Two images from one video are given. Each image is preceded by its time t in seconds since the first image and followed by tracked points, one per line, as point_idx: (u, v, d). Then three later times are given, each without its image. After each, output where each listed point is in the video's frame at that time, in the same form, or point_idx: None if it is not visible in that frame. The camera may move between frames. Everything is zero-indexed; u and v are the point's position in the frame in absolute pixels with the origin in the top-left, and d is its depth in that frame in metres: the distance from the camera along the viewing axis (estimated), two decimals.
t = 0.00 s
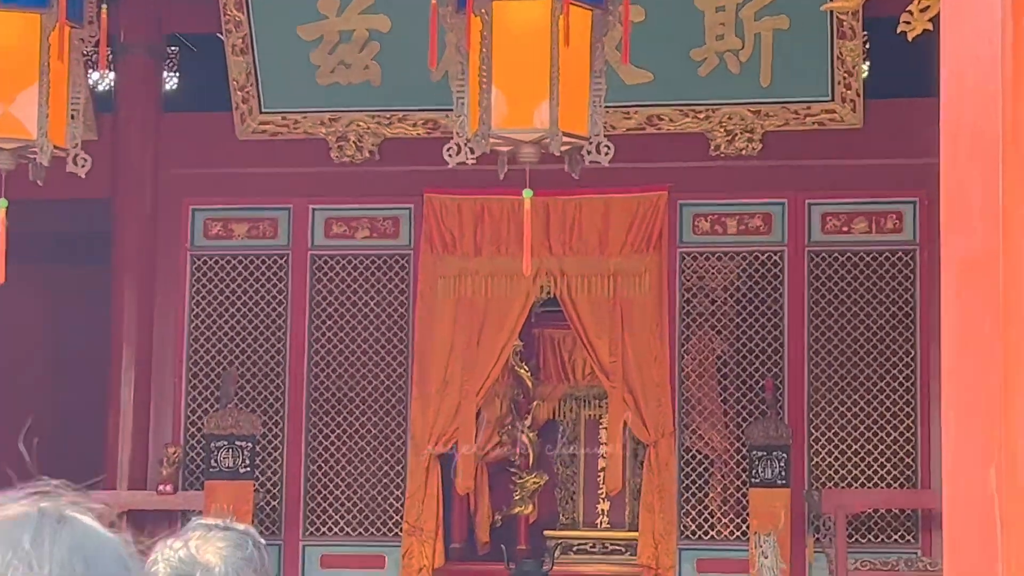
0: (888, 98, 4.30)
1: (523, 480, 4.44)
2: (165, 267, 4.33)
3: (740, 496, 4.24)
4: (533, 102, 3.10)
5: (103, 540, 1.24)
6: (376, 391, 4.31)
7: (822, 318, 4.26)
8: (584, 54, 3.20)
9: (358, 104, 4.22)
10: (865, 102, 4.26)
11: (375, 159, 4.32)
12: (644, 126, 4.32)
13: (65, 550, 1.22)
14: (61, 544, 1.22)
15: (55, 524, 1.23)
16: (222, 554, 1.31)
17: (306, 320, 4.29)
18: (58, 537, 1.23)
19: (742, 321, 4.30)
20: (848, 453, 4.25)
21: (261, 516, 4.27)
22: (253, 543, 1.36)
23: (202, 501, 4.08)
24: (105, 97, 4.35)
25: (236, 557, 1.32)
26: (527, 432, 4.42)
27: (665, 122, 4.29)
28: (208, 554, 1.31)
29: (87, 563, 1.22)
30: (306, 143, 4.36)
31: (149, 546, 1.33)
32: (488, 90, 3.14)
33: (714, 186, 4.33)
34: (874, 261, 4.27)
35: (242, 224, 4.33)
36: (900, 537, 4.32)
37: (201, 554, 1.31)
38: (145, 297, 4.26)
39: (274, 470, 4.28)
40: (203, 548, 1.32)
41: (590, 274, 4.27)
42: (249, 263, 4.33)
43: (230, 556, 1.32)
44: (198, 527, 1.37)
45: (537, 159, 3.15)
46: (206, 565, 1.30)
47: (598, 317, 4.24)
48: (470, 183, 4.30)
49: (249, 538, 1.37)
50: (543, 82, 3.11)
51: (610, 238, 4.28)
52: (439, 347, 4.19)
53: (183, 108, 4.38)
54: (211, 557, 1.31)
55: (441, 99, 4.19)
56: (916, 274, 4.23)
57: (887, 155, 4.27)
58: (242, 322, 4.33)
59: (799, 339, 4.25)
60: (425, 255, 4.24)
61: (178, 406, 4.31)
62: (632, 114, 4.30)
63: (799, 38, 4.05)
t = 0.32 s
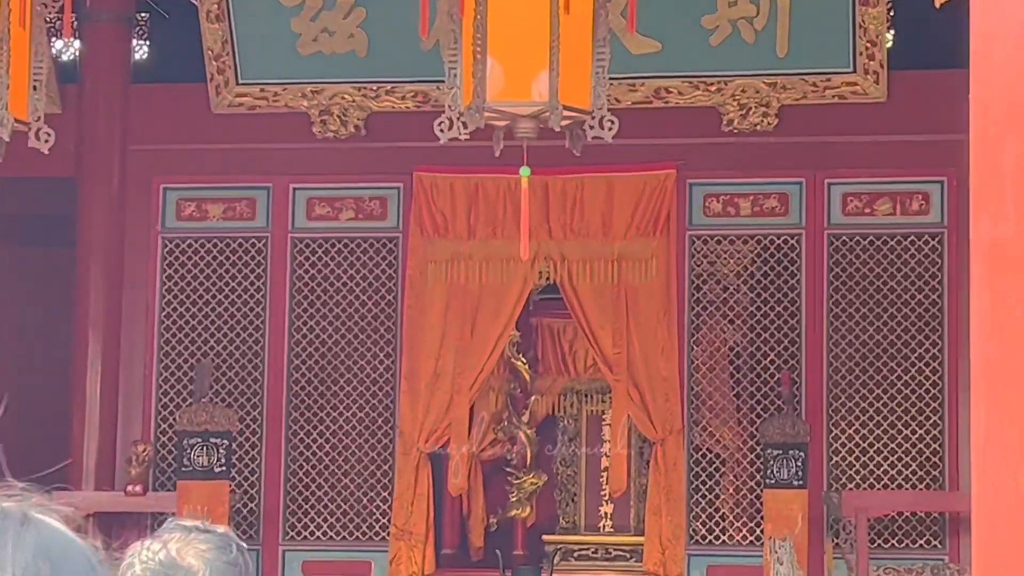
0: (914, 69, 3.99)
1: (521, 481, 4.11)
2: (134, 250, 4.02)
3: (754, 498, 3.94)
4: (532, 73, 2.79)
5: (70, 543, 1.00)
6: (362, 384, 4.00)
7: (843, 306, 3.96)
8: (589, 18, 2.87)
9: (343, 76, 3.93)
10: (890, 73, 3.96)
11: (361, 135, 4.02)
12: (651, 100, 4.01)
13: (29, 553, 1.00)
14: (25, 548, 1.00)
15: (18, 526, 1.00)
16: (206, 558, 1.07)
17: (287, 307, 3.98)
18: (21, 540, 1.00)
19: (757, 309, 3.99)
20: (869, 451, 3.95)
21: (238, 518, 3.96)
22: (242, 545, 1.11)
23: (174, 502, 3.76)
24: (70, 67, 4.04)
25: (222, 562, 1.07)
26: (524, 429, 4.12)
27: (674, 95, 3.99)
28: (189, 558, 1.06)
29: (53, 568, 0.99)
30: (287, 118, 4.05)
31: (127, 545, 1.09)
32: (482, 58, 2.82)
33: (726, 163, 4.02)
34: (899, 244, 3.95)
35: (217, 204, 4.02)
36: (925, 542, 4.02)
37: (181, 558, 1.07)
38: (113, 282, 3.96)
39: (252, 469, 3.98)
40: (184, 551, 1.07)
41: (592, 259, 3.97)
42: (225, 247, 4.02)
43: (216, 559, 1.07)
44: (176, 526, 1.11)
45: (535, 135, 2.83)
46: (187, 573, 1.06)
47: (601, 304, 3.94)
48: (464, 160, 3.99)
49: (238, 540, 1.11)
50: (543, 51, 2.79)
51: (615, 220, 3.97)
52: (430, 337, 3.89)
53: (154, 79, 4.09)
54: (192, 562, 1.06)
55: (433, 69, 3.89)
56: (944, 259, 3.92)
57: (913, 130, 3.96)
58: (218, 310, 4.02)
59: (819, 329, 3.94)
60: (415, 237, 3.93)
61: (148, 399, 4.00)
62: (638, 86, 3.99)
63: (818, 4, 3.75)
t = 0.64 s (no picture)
0: (888, 69, 4.21)
1: (512, 455, 4.34)
2: (149, 237, 4.27)
3: (733, 473, 4.17)
4: (524, 70, 3.03)
5: (86, 510, 0.91)
6: (363, 364, 4.24)
7: (816, 292, 4.20)
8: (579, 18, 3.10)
9: (347, 73, 4.17)
10: (862, 72, 4.19)
11: (363, 128, 4.25)
12: (637, 96, 4.25)
13: (44, 518, 0.89)
14: (40, 512, 0.89)
15: (32, 491, 0.91)
16: (215, 524, 1.18)
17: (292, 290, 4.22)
18: (36, 506, 0.90)
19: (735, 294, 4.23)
20: (841, 428, 4.19)
21: (245, 489, 4.20)
22: (247, 513, 1.23)
23: (187, 474, 4.01)
24: (87, 62, 4.25)
25: (230, 527, 1.19)
26: (515, 407, 4.36)
27: (658, 92, 4.24)
28: (199, 524, 1.18)
29: (68, 539, 0.88)
30: (294, 111, 4.28)
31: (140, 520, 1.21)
32: (477, 57, 3.07)
33: (708, 157, 4.26)
34: (869, 233, 4.19)
35: (227, 193, 4.26)
36: (893, 514, 4.27)
37: (191, 523, 1.18)
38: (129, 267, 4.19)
39: (259, 443, 4.22)
40: (194, 518, 1.19)
41: (580, 245, 4.22)
42: (233, 233, 4.25)
43: (224, 525, 1.19)
44: (187, 497, 1.23)
45: (528, 127, 3.11)
46: (196, 536, 1.18)
47: (589, 289, 4.21)
48: (460, 153, 4.23)
49: (244, 508, 1.23)
50: (534, 49, 3.04)
51: (602, 209, 4.23)
52: (428, 318, 4.14)
53: (167, 75, 4.29)
54: (202, 527, 1.18)
55: (432, 67, 4.12)
56: (912, 247, 4.16)
57: (884, 126, 4.20)
58: (227, 293, 4.26)
59: (793, 313, 4.18)
60: (414, 225, 4.18)
61: (161, 377, 4.24)
62: (625, 83, 4.23)
63: (794, 7, 3.98)
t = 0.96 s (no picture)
0: (829, 90, 4.95)
1: (505, 418, 5.13)
2: (197, 231, 5.01)
3: (692, 433, 4.90)
4: (517, 90, 3.76)
5: (131, 464, 0.99)
6: (378, 340, 4.95)
7: (765, 281, 4.92)
8: (560, 49, 3.88)
9: (367, 91, 4.87)
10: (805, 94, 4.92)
11: (380, 138, 4.97)
12: (614, 113, 4.98)
13: (95, 468, 0.96)
14: (87, 464, 0.96)
15: (81, 446, 0.97)
16: (248, 475, 1.47)
17: (319, 276, 4.96)
18: (84, 458, 0.97)
19: (697, 283, 4.95)
20: (786, 397, 4.91)
21: (278, 445, 4.93)
22: (274, 467, 1.52)
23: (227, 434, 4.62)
24: (145, 82, 4.98)
25: (259, 478, 1.47)
26: (507, 377, 5.11)
27: (632, 109, 4.96)
28: (234, 476, 1.47)
29: (117, 489, 0.95)
30: (321, 124, 5.01)
31: (185, 475, 1.51)
32: (478, 81, 3.78)
33: (674, 165, 5.00)
34: (810, 231, 4.92)
35: (263, 193, 4.99)
36: (829, 470, 5.00)
37: (228, 475, 1.48)
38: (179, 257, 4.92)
39: (290, 406, 4.94)
40: (230, 470, 1.48)
41: (564, 239, 4.95)
42: (268, 228, 4.98)
43: (255, 477, 1.47)
44: (224, 453, 1.52)
45: (520, 138, 3.82)
46: (232, 486, 1.47)
47: (571, 276, 4.92)
48: (462, 160, 4.95)
49: (271, 462, 1.53)
50: (526, 74, 3.77)
51: (583, 209, 4.95)
52: (434, 301, 4.86)
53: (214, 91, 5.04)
54: (236, 479, 1.47)
55: (439, 87, 4.83)
56: (847, 243, 4.89)
57: (824, 140, 4.93)
58: (262, 279, 4.97)
59: (745, 298, 4.92)
60: (423, 222, 4.90)
61: (207, 349, 4.99)
62: (603, 101, 4.96)
63: (746, 40, 4.69)
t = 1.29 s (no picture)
0: (797, 101, 5.35)
1: (497, 402, 5.54)
2: (213, 227, 5.41)
3: (670, 417, 5.30)
4: (510, 99, 4.16)
5: (158, 441, 0.98)
6: (380, 328, 5.36)
7: (738, 275, 5.32)
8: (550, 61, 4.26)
9: (371, 98, 5.26)
10: (776, 103, 5.32)
11: (382, 142, 5.38)
12: (599, 120, 5.38)
13: (124, 443, 0.96)
14: (117, 439, 0.96)
15: (111, 422, 0.97)
16: (265, 452, 1.60)
17: (325, 269, 5.36)
18: (113, 435, 0.96)
19: (675, 277, 5.35)
20: (757, 384, 5.31)
21: (287, 425, 5.33)
22: (288, 446, 1.65)
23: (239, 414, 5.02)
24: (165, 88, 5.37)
25: (275, 455, 1.60)
26: (499, 363, 5.51)
27: (616, 117, 5.36)
28: (253, 453, 1.60)
29: (144, 466, 0.95)
30: (327, 128, 5.41)
31: (205, 452, 1.63)
32: (474, 89, 4.20)
33: (656, 169, 5.40)
34: (780, 230, 5.32)
35: (274, 192, 5.39)
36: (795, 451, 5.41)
37: (247, 452, 1.60)
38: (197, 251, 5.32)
39: (298, 390, 5.34)
40: (248, 447, 1.61)
41: (553, 236, 5.36)
42: (279, 224, 5.38)
43: (271, 454, 1.61)
44: (242, 433, 1.65)
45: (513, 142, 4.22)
46: (250, 462, 1.59)
47: (559, 271, 5.33)
48: (459, 163, 5.35)
49: (285, 442, 1.66)
50: (518, 83, 4.16)
51: (570, 208, 5.36)
52: (432, 292, 5.26)
53: (229, 98, 5.44)
54: (255, 455, 1.59)
55: (438, 94, 5.23)
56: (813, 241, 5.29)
57: (793, 146, 5.33)
58: (273, 271, 5.38)
59: (719, 292, 5.32)
60: (422, 219, 5.30)
61: (222, 337, 5.39)
62: (589, 109, 5.36)
63: (720, 53, 5.10)
